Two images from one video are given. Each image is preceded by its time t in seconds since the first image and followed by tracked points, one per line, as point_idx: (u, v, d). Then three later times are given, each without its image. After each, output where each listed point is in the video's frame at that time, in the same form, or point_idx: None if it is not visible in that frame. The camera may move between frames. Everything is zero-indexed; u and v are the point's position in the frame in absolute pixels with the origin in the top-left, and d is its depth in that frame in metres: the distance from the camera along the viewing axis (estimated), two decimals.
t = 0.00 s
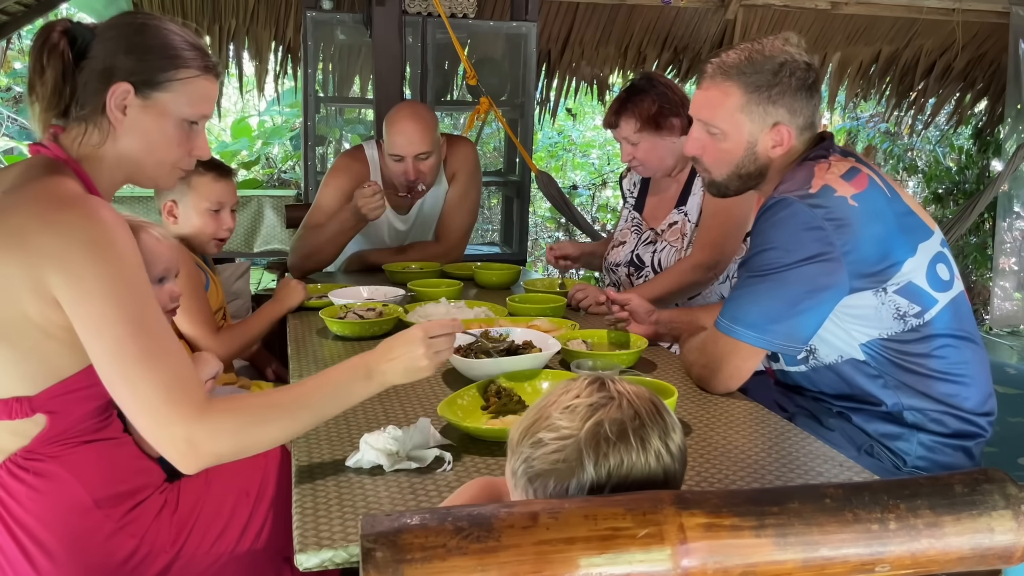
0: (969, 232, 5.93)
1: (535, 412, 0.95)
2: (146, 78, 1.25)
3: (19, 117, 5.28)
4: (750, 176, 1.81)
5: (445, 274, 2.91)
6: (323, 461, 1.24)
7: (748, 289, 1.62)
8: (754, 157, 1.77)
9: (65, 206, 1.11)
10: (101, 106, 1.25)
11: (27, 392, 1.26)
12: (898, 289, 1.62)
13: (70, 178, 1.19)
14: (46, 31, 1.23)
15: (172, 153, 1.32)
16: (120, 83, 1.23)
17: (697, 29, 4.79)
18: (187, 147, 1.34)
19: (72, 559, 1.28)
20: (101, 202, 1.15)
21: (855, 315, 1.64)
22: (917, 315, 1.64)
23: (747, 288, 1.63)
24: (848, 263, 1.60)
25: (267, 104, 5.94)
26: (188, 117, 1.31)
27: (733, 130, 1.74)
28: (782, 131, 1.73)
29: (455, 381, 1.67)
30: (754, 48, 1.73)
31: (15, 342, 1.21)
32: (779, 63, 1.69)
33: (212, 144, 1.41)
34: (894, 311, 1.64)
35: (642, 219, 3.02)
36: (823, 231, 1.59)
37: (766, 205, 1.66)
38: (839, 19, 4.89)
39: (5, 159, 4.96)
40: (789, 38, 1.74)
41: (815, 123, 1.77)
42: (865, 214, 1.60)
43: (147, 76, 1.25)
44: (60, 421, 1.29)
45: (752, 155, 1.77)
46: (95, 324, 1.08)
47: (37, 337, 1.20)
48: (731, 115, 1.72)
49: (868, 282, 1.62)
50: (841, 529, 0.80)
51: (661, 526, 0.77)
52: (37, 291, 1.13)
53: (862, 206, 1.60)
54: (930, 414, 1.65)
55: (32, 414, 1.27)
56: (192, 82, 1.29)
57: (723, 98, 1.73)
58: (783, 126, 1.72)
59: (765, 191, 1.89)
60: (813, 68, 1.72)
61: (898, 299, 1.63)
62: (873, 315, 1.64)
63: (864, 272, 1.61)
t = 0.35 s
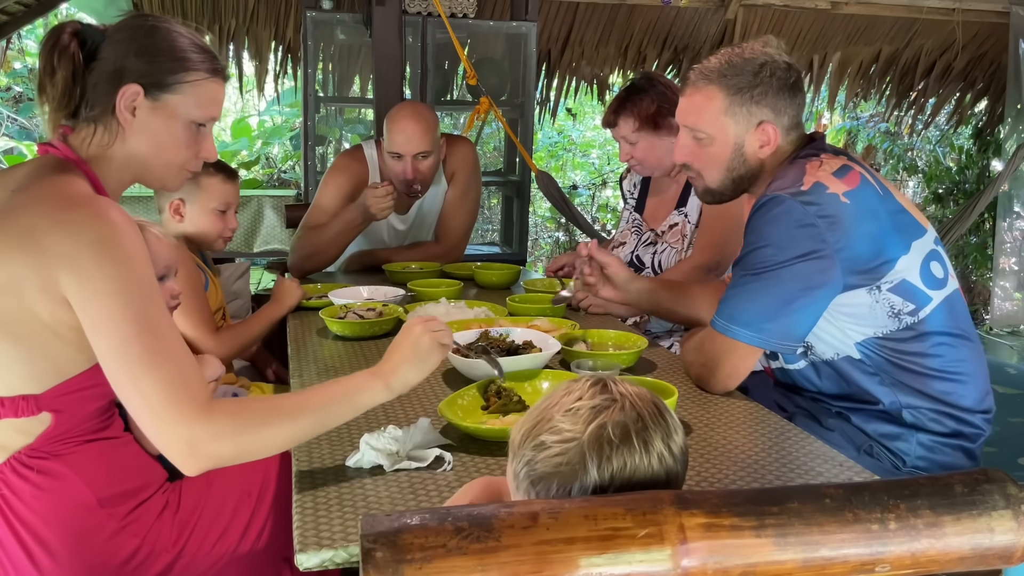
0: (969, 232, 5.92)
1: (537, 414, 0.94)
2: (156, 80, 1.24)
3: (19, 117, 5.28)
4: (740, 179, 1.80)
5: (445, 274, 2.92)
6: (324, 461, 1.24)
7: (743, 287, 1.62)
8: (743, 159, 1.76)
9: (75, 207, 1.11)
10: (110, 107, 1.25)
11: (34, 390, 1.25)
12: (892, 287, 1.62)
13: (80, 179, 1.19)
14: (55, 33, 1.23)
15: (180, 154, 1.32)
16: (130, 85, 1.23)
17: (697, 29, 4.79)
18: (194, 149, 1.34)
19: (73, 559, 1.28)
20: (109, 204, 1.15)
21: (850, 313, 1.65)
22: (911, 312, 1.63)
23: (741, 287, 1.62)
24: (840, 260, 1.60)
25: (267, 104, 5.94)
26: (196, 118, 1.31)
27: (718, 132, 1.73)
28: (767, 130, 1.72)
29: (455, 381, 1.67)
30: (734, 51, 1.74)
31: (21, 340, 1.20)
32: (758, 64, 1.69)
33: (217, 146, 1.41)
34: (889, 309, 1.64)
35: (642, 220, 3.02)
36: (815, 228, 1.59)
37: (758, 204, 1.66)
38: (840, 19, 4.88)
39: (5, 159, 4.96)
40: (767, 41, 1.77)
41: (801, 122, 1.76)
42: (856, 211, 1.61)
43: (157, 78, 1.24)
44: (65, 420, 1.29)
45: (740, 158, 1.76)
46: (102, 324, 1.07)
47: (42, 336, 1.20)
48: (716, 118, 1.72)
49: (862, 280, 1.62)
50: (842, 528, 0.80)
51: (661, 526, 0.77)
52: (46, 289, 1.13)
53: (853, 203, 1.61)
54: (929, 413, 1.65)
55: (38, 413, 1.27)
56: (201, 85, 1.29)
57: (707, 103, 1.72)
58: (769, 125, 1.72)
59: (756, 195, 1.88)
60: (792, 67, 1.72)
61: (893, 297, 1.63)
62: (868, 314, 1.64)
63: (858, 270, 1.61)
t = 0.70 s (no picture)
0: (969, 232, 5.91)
1: (532, 417, 0.95)
2: (160, 77, 1.25)
3: (19, 117, 5.27)
4: (737, 183, 1.80)
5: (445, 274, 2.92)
6: (324, 461, 1.25)
7: (742, 288, 1.62)
8: (739, 164, 1.76)
9: (81, 209, 1.11)
10: (115, 105, 1.25)
11: (37, 390, 1.25)
12: (890, 286, 1.62)
13: (86, 180, 1.19)
14: (58, 32, 1.23)
15: (185, 153, 1.32)
16: (133, 82, 1.23)
17: (697, 29, 4.79)
18: (198, 148, 1.34)
19: (74, 559, 1.27)
20: (114, 206, 1.14)
21: (849, 314, 1.64)
22: (909, 312, 1.63)
23: (740, 288, 1.63)
24: (839, 260, 1.60)
25: (267, 104, 5.93)
26: (200, 116, 1.31)
27: (713, 138, 1.74)
28: (763, 135, 1.73)
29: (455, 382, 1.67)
30: (729, 55, 1.74)
31: (25, 339, 1.20)
32: (753, 68, 1.70)
33: (220, 145, 1.41)
34: (887, 309, 1.63)
35: (640, 223, 3.02)
36: (814, 229, 1.58)
37: (757, 205, 1.66)
38: (840, 19, 4.88)
39: (5, 159, 4.95)
40: (761, 44, 1.77)
41: (798, 125, 1.77)
42: (855, 211, 1.60)
43: (161, 76, 1.25)
44: (67, 420, 1.29)
45: (735, 163, 1.76)
46: (108, 320, 1.07)
47: (45, 336, 1.20)
48: (711, 124, 1.72)
49: (860, 280, 1.62)
50: (842, 528, 0.80)
51: (661, 525, 0.77)
52: (51, 290, 1.13)
53: (852, 203, 1.60)
54: (928, 412, 1.65)
55: (41, 412, 1.27)
56: (205, 82, 1.29)
57: (702, 107, 1.72)
58: (764, 130, 1.72)
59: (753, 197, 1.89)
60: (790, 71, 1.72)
61: (891, 297, 1.63)
62: (866, 314, 1.64)
63: (856, 270, 1.61)
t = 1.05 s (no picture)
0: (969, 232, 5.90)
1: (531, 419, 0.95)
2: (167, 78, 1.24)
3: (19, 117, 5.27)
4: (738, 184, 1.81)
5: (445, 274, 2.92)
6: (324, 462, 1.25)
7: (742, 290, 1.62)
8: (739, 165, 1.76)
9: (85, 211, 1.11)
10: (121, 105, 1.25)
11: (39, 391, 1.25)
12: (890, 288, 1.62)
13: (90, 181, 1.18)
14: (65, 31, 1.23)
15: (191, 153, 1.32)
16: (141, 82, 1.23)
17: (697, 29, 4.79)
18: (203, 148, 1.34)
19: (74, 559, 1.27)
20: (119, 207, 1.14)
21: (849, 315, 1.64)
22: (909, 314, 1.63)
23: (739, 290, 1.63)
24: (840, 262, 1.59)
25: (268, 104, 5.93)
26: (206, 116, 1.31)
27: (713, 140, 1.74)
28: (764, 137, 1.73)
29: (456, 382, 1.67)
30: (729, 55, 1.73)
31: (28, 339, 1.20)
32: (754, 70, 1.69)
33: (225, 145, 1.41)
34: (887, 310, 1.63)
35: (630, 229, 2.99)
36: (815, 231, 1.58)
37: (757, 206, 1.66)
38: (840, 19, 4.88)
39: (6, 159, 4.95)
40: (761, 45, 1.76)
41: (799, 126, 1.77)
42: (856, 213, 1.60)
43: (168, 76, 1.24)
44: (69, 421, 1.29)
45: (736, 164, 1.76)
46: (113, 320, 1.06)
47: (49, 336, 1.20)
48: (711, 125, 1.72)
49: (861, 281, 1.61)
50: (842, 528, 0.80)
51: (660, 525, 0.77)
52: (56, 290, 1.13)
53: (853, 205, 1.60)
54: (928, 412, 1.65)
55: (44, 413, 1.27)
56: (211, 82, 1.29)
57: (702, 108, 1.72)
58: (764, 132, 1.72)
59: (753, 198, 1.89)
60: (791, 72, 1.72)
61: (891, 299, 1.62)
62: (866, 315, 1.64)
63: (857, 271, 1.61)
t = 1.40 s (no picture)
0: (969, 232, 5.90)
1: (531, 420, 0.94)
2: (168, 78, 1.24)
3: (19, 117, 5.26)
4: (738, 183, 1.81)
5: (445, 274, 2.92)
6: (324, 462, 1.25)
7: (741, 289, 1.62)
8: (739, 164, 1.76)
9: (83, 210, 1.10)
10: (122, 105, 1.25)
11: (35, 392, 1.25)
12: (889, 289, 1.62)
13: (87, 181, 1.18)
14: (65, 29, 1.23)
15: (191, 154, 1.32)
16: (142, 82, 1.23)
17: (697, 29, 4.79)
18: (203, 148, 1.34)
19: (73, 559, 1.27)
20: (120, 207, 1.14)
21: (849, 315, 1.64)
22: (909, 314, 1.63)
23: (738, 289, 1.63)
24: (839, 263, 1.59)
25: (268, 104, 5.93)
26: (207, 117, 1.31)
27: (714, 139, 1.74)
28: (764, 137, 1.73)
29: (456, 382, 1.67)
30: (729, 55, 1.73)
31: (26, 340, 1.20)
32: (754, 69, 1.69)
33: (225, 146, 1.41)
34: (887, 310, 1.63)
35: (615, 235, 2.99)
36: (814, 231, 1.58)
37: (757, 206, 1.66)
38: (840, 19, 4.89)
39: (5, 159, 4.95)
40: (763, 44, 1.76)
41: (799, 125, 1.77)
42: (856, 213, 1.60)
43: (169, 76, 1.24)
44: (66, 422, 1.30)
45: (736, 163, 1.76)
46: (110, 316, 1.06)
47: (47, 336, 1.20)
48: (711, 124, 1.72)
49: (861, 281, 1.61)
50: (841, 528, 0.80)
51: (661, 526, 0.77)
52: (52, 289, 1.13)
53: (853, 205, 1.60)
54: (927, 412, 1.65)
55: (40, 414, 1.27)
56: (212, 83, 1.29)
57: (703, 107, 1.72)
58: (765, 132, 1.72)
59: (753, 197, 1.89)
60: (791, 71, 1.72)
61: (890, 299, 1.62)
62: (865, 316, 1.64)
63: (856, 271, 1.61)
